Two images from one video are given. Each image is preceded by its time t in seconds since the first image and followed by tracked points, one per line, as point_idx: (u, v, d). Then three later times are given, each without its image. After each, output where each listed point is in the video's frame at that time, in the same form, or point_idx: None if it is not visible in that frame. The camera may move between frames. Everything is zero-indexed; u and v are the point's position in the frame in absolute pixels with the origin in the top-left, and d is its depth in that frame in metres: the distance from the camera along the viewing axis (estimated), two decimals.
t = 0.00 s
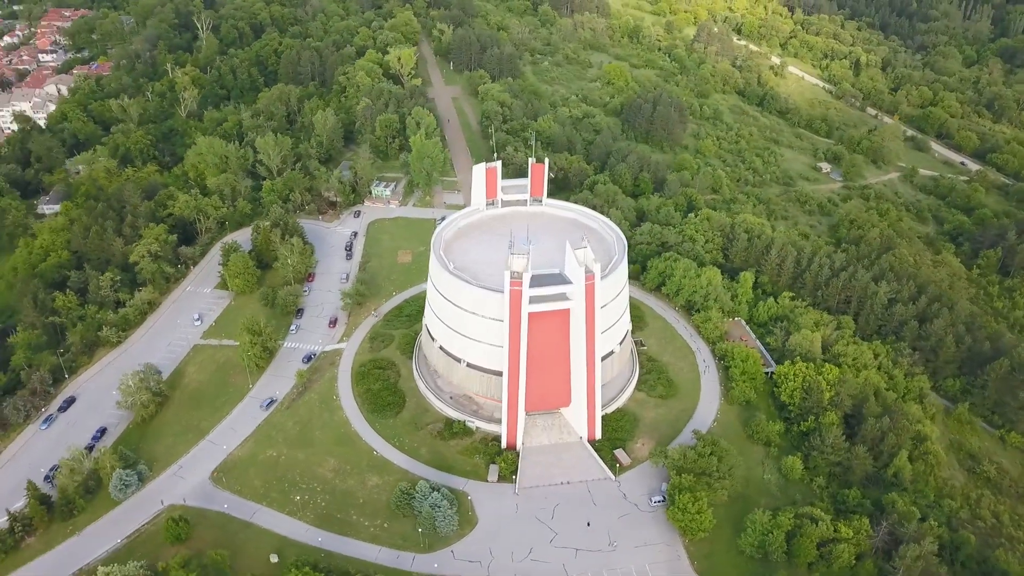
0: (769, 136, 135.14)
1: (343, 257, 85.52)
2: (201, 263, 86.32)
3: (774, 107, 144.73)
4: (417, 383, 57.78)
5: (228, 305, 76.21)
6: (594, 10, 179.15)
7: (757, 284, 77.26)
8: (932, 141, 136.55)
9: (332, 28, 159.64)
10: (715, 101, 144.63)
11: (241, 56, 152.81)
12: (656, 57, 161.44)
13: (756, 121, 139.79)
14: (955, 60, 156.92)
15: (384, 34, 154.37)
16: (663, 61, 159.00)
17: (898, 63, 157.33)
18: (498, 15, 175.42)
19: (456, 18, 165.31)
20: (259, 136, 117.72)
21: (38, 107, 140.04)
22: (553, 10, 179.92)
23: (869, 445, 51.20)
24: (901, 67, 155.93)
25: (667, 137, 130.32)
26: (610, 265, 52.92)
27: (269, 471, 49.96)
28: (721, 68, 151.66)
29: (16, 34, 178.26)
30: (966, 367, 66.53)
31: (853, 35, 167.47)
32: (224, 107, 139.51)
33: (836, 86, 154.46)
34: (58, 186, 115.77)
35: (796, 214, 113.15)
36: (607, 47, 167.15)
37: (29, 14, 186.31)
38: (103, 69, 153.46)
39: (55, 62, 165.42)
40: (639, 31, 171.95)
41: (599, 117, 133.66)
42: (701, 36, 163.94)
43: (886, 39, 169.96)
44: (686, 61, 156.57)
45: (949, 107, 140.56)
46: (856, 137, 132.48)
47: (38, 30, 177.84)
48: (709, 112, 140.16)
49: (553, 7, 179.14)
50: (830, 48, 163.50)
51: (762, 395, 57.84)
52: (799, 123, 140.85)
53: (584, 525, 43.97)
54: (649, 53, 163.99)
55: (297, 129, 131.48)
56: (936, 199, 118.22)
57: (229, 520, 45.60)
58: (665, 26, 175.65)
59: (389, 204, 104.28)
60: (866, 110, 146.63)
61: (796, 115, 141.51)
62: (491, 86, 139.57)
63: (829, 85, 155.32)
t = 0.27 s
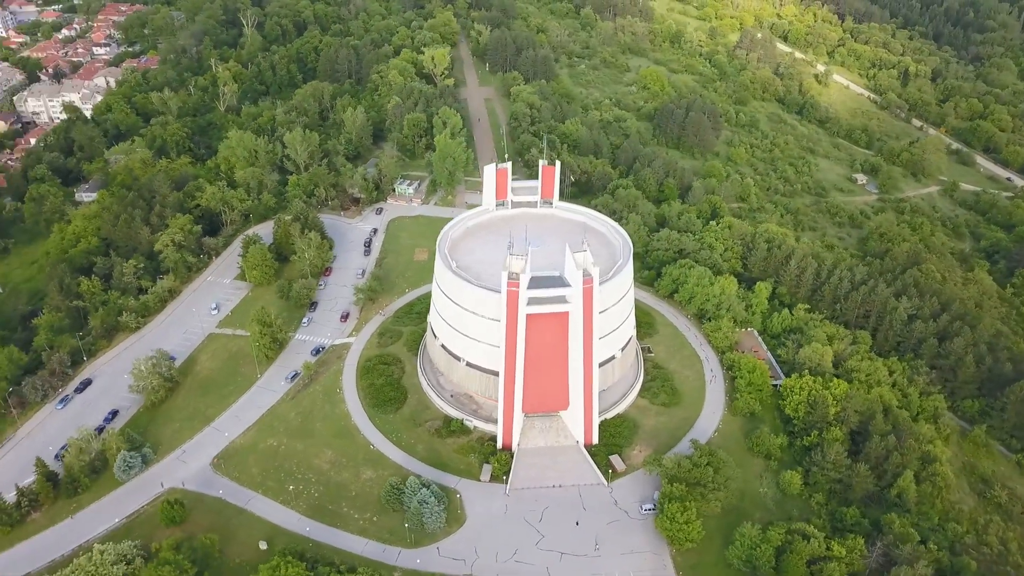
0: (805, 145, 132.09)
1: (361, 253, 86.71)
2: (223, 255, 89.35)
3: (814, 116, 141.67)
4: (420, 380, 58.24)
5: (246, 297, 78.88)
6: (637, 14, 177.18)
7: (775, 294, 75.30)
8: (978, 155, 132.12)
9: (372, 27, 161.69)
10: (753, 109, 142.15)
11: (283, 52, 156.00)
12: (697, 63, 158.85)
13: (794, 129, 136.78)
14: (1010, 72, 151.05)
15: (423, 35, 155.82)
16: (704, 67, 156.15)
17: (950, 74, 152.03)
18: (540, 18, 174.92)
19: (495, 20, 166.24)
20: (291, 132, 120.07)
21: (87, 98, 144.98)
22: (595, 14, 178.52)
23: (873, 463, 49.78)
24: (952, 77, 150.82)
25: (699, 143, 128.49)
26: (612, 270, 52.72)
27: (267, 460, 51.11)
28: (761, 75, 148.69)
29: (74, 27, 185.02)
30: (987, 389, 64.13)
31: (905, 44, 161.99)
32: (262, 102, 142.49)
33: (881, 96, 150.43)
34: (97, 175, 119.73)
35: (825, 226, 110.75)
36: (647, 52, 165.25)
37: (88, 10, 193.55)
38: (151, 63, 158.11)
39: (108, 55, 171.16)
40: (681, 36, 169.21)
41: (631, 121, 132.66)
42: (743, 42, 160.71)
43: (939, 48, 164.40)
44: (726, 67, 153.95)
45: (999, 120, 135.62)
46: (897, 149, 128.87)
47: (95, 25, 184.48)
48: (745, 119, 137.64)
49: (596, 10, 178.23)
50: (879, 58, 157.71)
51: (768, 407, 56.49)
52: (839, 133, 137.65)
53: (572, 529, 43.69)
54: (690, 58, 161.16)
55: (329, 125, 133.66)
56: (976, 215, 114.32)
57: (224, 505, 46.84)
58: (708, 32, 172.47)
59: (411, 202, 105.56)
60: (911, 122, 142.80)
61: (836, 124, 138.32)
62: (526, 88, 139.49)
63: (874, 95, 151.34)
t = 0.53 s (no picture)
0: (832, 153, 129.25)
1: (372, 249, 87.58)
2: (237, 248, 91.45)
3: (845, 124, 138.59)
4: (418, 377, 58.58)
5: (257, 289, 80.86)
6: (671, 17, 174.83)
7: (784, 302, 73.62)
8: (1014, 168, 128.11)
9: (403, 26, 163.02)
10: (783, 115, 139.49)
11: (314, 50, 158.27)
12: (729, 67, 156.27)
13: (823, 137, 133.91)
14: None
15: (452, 35, 156.59)
16: (735, 72, 153.55)
17: (992, 83, 147.22)
18: (572, 21, 173.88)
19: (525, 21, 166.65)
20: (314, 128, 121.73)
21: (123, 91, 148.63)
22: (629, 16, 176.67)
23: (869, 477, 48.58)
24: (994, 86, 146.09)
25: (722, 148, 126.17)
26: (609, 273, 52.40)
27: (262, 450, 52.02)
28: (792, 81, 145.70)
29: (118, 22, 190.18)
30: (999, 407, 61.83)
31: (947, 52, 157.04)
32: (289, 99, 144.66)
33: (917, 105, 146.67)
34: (124, 167, 122.83)
35: (846, 235, 108.53)
36: (678, 55, 163.53)
37: (133, 6, 198.83)
38: (187, 58, 161.40)
39: (148, 50, 175.42)
40: (715, 40, 166.45)
41: (654, 125, 131.55)
42: (777, 47, 157.65)
43: (982, 57, 159.39)
44: (758, 71, 151.21)
45: None
46: (929, 159, 125.55)
47: (138, 20, 189.39)
48: (773, 125, 135.01)
49: (629, 12, 176.79)
50: (919, 66, 153.38)
51: (766, 416, 55.38)
52: (869, 142, 134.60)
53: (554, 531, 43.51)
54: (722, 63, 158.54)
55: (352, 122, 135.22)
56: (1008, 230, 110.86)
57: (216, 492, 47.84)
58: (743, 36, 169.28)
59: (426, 200, 106.35)
60: (946, 132, 138.97)
61: (866, 132, 135.31)
62: (551, 89, 138.94)
63: (909, 104, 147.65)
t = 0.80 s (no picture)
0: (862, 161, 125.97)
1: (385, 246, 88.46)
2: (254, 241, 93.48)
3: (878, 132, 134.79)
4: (416, 374, 58.96)
5: (269, 282, 82.69)
6: (706, 21, 172.64)
7: (793, 312, 71.74)
8: None
9: (435, 26, 164.47)
10: (815, 122, 136.29)
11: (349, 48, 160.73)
12: (763, 72, 153.41)
13: (855, 145, 130.57)
14: None
15: (483, 36, 157.23)
16: (767, 78, 150.71)
17: None
18: (606, 23, 172.55)
19: (556, 23, 166.35)
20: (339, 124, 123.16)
21: (161, 85, 152.01)
22: (665, 19, 174.62)
23: (864, 492, 47.09)
24: None
25: (746, 152, 124.25)
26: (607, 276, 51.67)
27: (257, 440, 53.02)
28: (826, 88, 142.52)
29: (163, 18, 195.33)
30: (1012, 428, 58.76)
31: (992, 62, 151.94)
32: (318, 95, 146.54)
33: (956, 115, 142.33)
34: (154, 159, 125.83)
35: (868, 247, 105.75)
36: (711, 59, 161.65)
37: (178, 3, 203.58)
38: (224, 54, 164.41)
39: (189, 45, 179.15)
40: (750, 45, 163.34)
41: (678, 129, 129.95)
42: (813, 54, 154.20)
43: None
44: (791, 77, 148.21)
45: None
46: (963, 170, 121.69)
47: (182, 17, 193.91)
48: (802, 133, 132.05)
49: (664, 14, 175.11)
50: (961, 75, 148.83)
51: (764, 427, 54.03)
52: (902, 151, 131.05)
53: (537, 532, 43.34)
54: (756, 68, 155.67)
55: (377, 120, 136.71)
56: None
57: (210, 480, 48.94)
58: (780, 42, 166.02)
59: (442, 199, 107.06)
60: (985, 143, 134.54)
61: (899, 140, 131.59)
62: (580, 91, 138.11)
63: (948, 114, 143.33)
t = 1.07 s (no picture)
0: (896, 172, 121.70)
1: (401, 242, 89.40)
2: (274, 233, 95.51)
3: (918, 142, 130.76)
4: (418, 370, 59.33)
5: (285, 274, 84.50)
6: (746, 26, 169.71)
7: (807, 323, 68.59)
8: None
9: (473, 26, 165.99)
10: (851, 131, 132.32)
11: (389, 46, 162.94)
12: (802, 79, 149.28)
13: (892, 156, 126.52)
14: None
15: (518, 37, 157.62)
16: (806, 85, 146.74)
17: None
18: (644, 27, 170.34)
19: (592, 26, 165.02)
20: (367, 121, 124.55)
21: (201, 79, 155.37)
22: (705, 25, 171.71)
23: (861, 509, 45.57)
24: None
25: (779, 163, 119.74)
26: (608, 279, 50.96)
27: (257, 429, 54.23)
28: (865, 97, 138.68)
29: (210, 14, 200.55)
30: None
31: None
32: (351, 93, 148.43)
33: (1003, 127, 137.02)
34: (188, 151, 129.29)
35: (895, 260, 101.58)
36: (750, 64, 158.21)
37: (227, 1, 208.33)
38: (265, 50, 167.26)
39: (233, 41, 182.91)
40: (791, 52, 159.11)
41: (707, 135, 127.59)
42: (856, 62, 149.15)
43: None
44: (831, 84, 143.67)
45: None
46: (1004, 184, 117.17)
47: (228, 14, 198.56)
48: (837, 141, 127.57)
49: (704, 18, 172.99)
50: (1011, 85, 143.46)
51: (764, 438, 52.45)
52: (941, 162, 126.80)
53: (522, 533, 43.17)
54: (795, 76, 151.32)
55: (405, 118, 138.07)
56: None
57: (208, 466, 50.14)
58: (823, 48, 161.07)
59: (462, 198, 107.84)
60: None
61: (938, 151, 127.35)
62: (611, 94, 136.16)
63: (995, 125, 138.12)
